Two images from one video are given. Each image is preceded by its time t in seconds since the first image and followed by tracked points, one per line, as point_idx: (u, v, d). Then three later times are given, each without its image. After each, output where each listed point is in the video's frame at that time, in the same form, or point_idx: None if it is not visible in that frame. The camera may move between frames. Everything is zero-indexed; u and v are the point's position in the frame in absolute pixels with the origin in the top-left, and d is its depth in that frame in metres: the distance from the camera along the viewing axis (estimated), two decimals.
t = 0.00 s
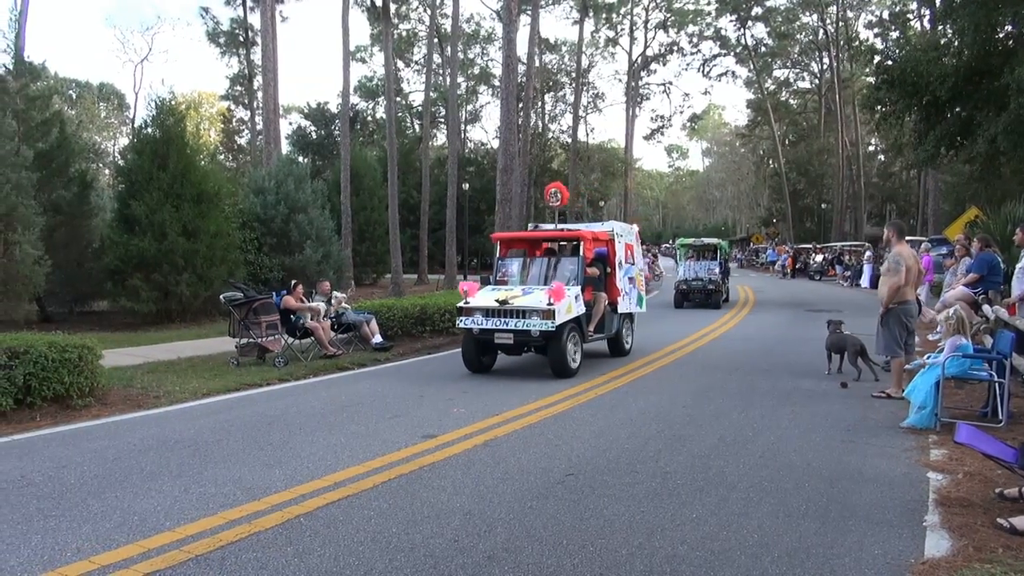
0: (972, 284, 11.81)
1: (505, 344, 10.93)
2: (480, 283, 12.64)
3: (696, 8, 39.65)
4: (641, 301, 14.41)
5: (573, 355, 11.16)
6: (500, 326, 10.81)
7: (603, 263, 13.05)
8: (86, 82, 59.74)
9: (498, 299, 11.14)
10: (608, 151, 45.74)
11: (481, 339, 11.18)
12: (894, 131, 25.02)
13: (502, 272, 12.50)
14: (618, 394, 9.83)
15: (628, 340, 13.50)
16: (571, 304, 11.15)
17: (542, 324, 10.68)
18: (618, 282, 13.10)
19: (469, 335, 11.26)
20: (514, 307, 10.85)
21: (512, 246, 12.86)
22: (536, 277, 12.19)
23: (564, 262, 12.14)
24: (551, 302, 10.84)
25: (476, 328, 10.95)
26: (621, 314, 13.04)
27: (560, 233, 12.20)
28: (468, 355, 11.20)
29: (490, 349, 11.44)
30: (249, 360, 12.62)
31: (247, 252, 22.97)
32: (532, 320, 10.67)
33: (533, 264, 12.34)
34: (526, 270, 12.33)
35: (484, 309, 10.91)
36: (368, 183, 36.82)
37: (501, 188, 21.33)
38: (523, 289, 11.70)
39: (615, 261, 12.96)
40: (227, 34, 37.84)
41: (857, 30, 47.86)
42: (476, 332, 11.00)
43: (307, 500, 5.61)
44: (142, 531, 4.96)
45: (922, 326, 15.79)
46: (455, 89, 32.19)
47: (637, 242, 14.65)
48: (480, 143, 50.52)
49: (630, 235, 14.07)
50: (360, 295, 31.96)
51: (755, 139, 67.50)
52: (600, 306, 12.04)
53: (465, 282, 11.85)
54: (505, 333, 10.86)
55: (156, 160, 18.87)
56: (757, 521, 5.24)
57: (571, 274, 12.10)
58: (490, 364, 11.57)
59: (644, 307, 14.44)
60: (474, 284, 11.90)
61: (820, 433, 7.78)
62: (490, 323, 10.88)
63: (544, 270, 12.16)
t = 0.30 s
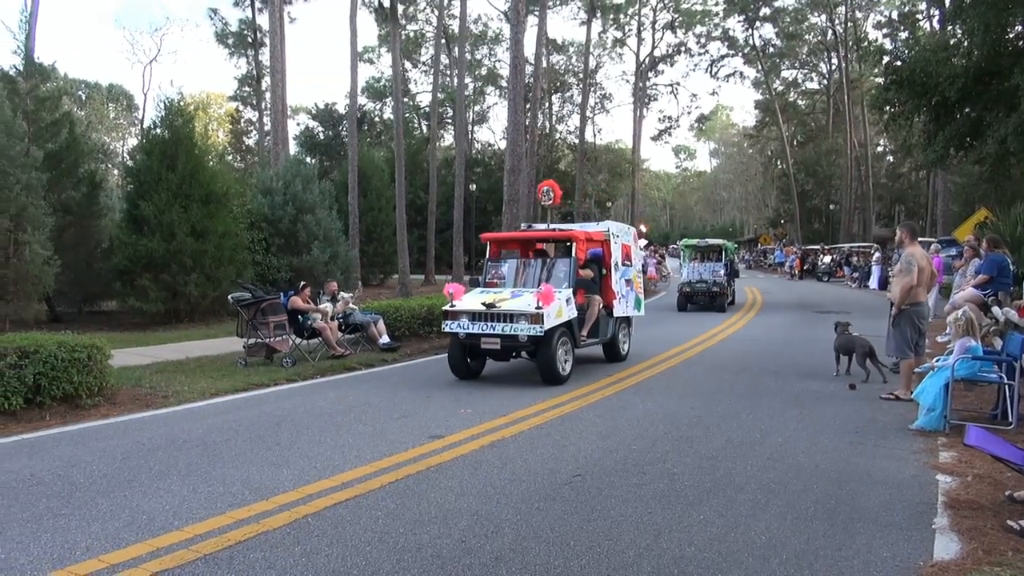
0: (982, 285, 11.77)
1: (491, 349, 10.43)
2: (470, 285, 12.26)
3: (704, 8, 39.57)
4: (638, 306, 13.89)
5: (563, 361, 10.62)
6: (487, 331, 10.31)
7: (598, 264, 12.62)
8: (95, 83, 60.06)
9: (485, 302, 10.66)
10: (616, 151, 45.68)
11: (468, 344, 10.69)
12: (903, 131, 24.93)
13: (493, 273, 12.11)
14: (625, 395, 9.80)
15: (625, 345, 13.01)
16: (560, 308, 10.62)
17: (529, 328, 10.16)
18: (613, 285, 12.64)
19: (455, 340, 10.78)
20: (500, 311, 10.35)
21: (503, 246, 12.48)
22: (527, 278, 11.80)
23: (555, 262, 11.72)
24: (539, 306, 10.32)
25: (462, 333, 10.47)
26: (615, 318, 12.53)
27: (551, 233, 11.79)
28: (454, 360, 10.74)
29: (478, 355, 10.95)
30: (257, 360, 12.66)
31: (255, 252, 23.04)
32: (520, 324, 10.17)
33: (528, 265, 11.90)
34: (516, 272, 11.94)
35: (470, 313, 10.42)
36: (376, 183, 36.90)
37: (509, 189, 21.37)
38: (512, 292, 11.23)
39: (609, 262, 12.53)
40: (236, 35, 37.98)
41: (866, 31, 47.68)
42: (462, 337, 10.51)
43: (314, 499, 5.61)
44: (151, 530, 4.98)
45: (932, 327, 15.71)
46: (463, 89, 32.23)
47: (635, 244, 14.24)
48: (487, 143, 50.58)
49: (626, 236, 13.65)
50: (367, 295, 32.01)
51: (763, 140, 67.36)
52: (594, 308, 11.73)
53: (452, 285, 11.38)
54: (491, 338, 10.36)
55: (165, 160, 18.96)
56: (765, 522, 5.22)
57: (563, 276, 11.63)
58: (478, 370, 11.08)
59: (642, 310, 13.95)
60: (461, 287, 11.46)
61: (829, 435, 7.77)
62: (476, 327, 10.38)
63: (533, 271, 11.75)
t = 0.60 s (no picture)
0: (993, 285, 11.70)
1: (479, 354, 9.91)
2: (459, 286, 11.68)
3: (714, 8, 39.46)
4: (637, 309, 13.32)
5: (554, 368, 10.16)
6: (473, 336, 9.74)
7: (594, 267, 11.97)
8: (107, 85, 60.42)
9: (471, 305, 10.07)
10: (625, 152, 45.60)
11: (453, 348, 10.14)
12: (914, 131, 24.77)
13: (483, 274, 11.49)
14: (634, 396, 9.75)
15: (622, 350, 12.50)
16: (551, 311, 10.08)
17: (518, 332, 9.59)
18: (609, 287, 12.01)
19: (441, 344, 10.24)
20: (487, 314, 9.77)
21: (494, 245, 11.84)
22: (518, 281, 11.19)
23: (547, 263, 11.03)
24: (527, 309, 9.74)
25: (447, 338, 9.89)
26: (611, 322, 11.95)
27: (543, 233, 11.09)
28: (440, 366, 10.21)
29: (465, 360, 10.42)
30: (267, 360, 12.70)
31: (266, 253, 23.12)
32: (507, 328, 9.59)
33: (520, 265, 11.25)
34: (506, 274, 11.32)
35: (455, 316, 9.84)
36: (386, 184, 36.94)
37: (518, 190, 21.37)
38: (501, 295, 10.63)
39: (604, 262, 11.89)
40: (246, 36, 38.13)
41: (877, 31, 47.45)
42: (447, 341, 9.94)
43: (324, 499, 5.62)
44: (162, 529, 5.00)
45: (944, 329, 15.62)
46: (472, 90, 32.22)
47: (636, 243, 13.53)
48: (497, 144, 50.61)
49: (625, 236, 12.92)
50: (376, 296, 32.07)
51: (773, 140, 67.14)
52: (587, 312, 11.18)
53: (438, 287, 10.78)
54: (479, 342, 9.81)
55: (176, 161, 19.07)
56: (775, 524, 5.21)
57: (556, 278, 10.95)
58: (466, 376, 10.61)
59: (641, 313, 13.37)
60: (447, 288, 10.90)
61: (840, 437, 7.72)
62: (462, 332, 9.80)
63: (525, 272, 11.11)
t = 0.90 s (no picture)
0: (1011, 285, 11.55)
1: (467, 360, 9.43)
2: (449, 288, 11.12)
3: (727, 7, 39.25)
4: (639, 311, 12.73)
5: (546, 374, 9.59)
6: (460, 341, 9.29)
7: (591, 267, 11.41)
8: (123, 87, 60.91)
9: (459, 307, 9.62)
10: (638, 152, 45.44)
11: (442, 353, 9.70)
12: (931, 129, 24.52)
13: (474, 275, 10.91)
14: (647, 397, 9.68)
15: (622, 354, 11.94)
16: (542, 314, 9.53)
17: (507, 337, 9.09)
18: (608, 289, 11.46)
19: (430, 349, 9.81)
20: (475, 317, 9.31)
21: (487, 245, 11.27)
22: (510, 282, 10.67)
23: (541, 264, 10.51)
24: (517, 312, 9.23)
25: (434, 343, 9.47)
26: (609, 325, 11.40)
27: (536, 232, 10.53)
28: (427, 372, 9.78)
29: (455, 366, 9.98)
30: (282, 360, 12.76)
31: (280, 254, 23.22)
32: (495, 333, 9.10)
33: (512, 266, 10.74)
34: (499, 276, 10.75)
35: (443, 320, 9.43)
36: (399, 184, 36.97)
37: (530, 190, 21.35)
38: (492, 296, 10.15)
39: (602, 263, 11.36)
40: (260, 38, 38.34)
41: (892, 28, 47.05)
42: (435, 346, 9.52)
43: (340, 498, 5.65)
44: (179, 527, 5.06)
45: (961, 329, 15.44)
46: (485, 90, 32.22)
47: (637, 242, 12.91)
48: (509, 144, 50.61)
49: (625, 235, 12.32)
50: (390, 296, 32.15)
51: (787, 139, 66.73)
52: (583, 316, 10.59)
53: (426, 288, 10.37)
54: (466, 347, 9.35)
55: (191, 162, 19.22)
56: (791, 525, 5.18)
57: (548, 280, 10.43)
58: (456, 382, 10.17)
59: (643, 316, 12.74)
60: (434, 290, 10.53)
61: (856, 437, 7.66)
62: (450, 336, 9.38)
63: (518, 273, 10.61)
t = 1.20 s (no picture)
0: None
1: (457, 366, 8.87)
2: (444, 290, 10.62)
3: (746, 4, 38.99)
4: (646, 313, 12.06)
5: (541, 381, 9.01)
6: (449, 346, 8.74)
7: (593, 268, 10.73)
8: (145, 90, 61.64)
9: (449, 311, 9.07)
10: (656, 151, 45.25)
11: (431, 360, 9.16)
12: (954, 126, 24.18)
13: (469, 277, 10.40)
14: (665, 397, 9.61)
15: (627, 359, 11.33)
16: (536, 317, 8.97)
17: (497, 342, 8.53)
18: (611, 291, 10.78)
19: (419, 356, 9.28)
20: (465, 321, 8.76)
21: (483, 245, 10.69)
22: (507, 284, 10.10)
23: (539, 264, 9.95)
24: (507, 316, 8.67)
25: (423, 348, 8.92)
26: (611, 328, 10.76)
27: (531, 231, 9.93)
28: (419, 378, 9.29)
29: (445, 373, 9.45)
30: (301, 360, 12.82)
31: (300, 254, 23.39)
32: (486, 338, 8.55)
33: (509, 267, 10.16)
34: (494, 278, 10.22)
35: (431, 324, 8.89)
36: (417, 185, 37.06)
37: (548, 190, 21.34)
38: (484, 300, 9.59)
39: (605, 263, 10.68)
40: (280, 40, 38.64)
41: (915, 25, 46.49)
42: (424, 352, 8.98)
43: (360, 498, 5.68)
44: (202, 526, 5.10)
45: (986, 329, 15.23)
46: (503, 90, 32.20)
47: (643, 242, 12.16)
48: (527, 144, 50.60)
49: (630, 234, 11.57)
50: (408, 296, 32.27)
51: (807, 138, 66.16)
52: (583, 319, 9.96)
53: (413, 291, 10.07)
54: (456, 352, 8.78)
55: (212, 164, 19.41)
56: (812, 526, 5.14)
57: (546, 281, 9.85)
58: (449, 390, 9.65)
59: (650, 319, 12.08)
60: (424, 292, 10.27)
61: (879, 438, 7.57)
62: (439, 341, 8.81)
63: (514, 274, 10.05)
